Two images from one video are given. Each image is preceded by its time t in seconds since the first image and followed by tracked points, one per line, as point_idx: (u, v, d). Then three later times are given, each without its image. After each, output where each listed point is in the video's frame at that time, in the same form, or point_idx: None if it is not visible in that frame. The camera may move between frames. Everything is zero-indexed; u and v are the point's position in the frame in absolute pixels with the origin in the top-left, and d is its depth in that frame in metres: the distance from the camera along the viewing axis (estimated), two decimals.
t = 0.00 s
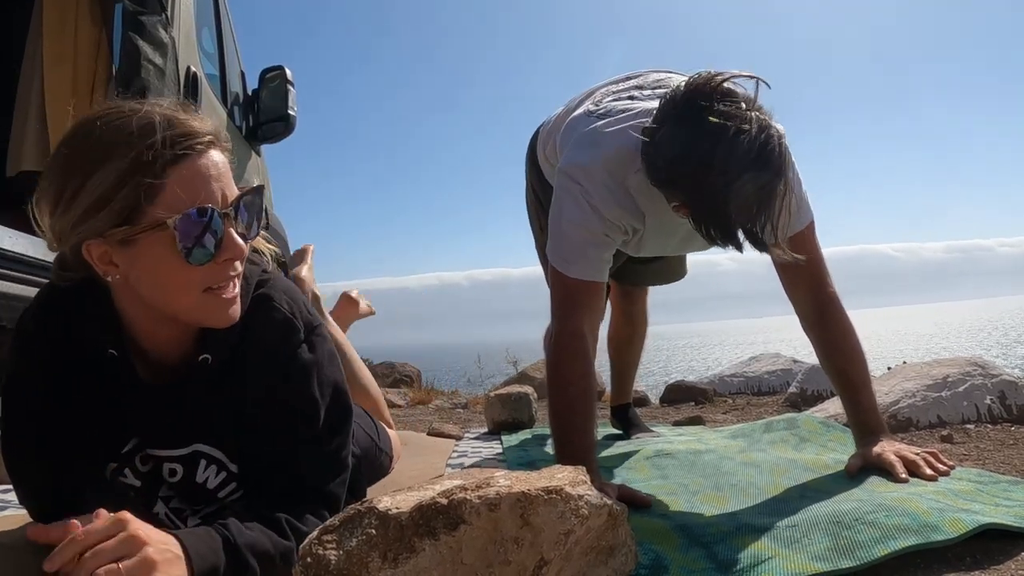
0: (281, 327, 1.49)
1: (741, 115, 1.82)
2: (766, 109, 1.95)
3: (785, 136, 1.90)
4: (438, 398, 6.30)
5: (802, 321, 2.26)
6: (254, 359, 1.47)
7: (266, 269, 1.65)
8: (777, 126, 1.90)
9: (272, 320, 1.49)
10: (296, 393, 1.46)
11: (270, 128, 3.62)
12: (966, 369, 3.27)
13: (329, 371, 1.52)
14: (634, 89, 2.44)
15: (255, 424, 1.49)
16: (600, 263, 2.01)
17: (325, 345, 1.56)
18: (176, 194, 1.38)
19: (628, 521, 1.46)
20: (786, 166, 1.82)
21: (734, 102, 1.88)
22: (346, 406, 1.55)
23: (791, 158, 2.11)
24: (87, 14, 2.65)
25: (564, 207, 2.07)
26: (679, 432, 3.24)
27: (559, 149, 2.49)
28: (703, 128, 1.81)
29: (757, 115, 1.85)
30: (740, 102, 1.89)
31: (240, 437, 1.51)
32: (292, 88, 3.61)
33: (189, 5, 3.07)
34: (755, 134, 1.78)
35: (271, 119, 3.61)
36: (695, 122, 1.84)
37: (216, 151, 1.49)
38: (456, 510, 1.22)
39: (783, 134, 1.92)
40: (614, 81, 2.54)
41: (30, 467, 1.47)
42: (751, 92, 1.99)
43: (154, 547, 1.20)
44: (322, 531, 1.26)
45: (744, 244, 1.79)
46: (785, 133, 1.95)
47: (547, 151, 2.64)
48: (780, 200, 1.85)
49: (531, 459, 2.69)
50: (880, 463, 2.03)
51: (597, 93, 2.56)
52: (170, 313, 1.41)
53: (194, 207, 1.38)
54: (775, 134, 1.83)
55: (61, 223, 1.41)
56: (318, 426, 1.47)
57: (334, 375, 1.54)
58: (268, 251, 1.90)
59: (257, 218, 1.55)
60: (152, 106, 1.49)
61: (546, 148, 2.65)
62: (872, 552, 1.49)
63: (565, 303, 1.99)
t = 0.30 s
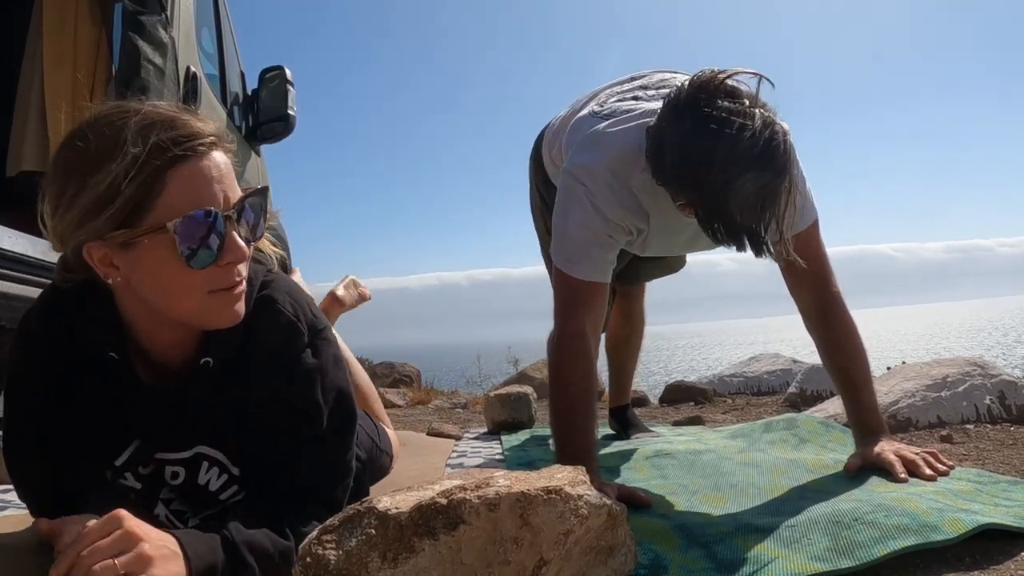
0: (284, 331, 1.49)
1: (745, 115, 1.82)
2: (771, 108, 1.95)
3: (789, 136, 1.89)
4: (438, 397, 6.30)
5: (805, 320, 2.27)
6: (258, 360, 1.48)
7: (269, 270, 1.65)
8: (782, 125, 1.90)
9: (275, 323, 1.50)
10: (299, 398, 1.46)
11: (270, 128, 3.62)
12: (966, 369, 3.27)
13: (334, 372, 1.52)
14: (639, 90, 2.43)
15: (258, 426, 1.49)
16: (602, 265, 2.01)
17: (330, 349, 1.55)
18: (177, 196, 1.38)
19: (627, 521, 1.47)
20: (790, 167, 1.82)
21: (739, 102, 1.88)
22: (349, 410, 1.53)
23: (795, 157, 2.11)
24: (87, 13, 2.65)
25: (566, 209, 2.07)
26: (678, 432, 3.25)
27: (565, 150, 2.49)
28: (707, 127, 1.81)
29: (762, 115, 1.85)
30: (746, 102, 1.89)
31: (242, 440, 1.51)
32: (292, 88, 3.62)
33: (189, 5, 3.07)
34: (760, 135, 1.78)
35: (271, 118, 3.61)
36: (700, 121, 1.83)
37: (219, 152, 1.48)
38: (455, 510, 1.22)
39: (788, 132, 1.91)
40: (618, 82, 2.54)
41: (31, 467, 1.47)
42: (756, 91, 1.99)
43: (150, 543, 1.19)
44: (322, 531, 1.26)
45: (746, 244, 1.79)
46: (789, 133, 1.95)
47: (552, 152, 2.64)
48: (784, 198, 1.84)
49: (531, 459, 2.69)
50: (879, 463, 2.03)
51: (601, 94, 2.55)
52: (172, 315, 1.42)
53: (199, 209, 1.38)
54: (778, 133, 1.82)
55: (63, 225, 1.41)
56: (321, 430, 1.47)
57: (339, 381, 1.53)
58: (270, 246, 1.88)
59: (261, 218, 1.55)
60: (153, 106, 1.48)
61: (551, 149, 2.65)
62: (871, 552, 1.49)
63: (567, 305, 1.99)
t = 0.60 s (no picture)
0: (281, 330, 1.49)
1: (743, 116, 1.82)
2: (769, 109, 1.95)
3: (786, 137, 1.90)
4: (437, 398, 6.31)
5: (805, 320, 2.26)
6: (255, 360, 1.48)
7: (266, 269, 1.65)
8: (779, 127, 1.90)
9: (272, 323, 1.49)
10: (296, 398, 1.46)
11: (270, 128, 3.63)
12: (965, 370, 3.27)
13: (331, 373, 1.52)
14: (638, 91, 2.43)
15: (255, 426, 1.49)
16: (601, 265, 2.01)
17: (327, 348, 1.55)
18: (170, 192, 1.38)
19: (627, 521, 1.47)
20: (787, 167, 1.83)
21: (737, 102, 1.88)
22: (347, 411, 1.53)
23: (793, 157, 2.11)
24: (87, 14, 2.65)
25: (565, 210, 2.07)
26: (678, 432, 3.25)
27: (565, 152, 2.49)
28: (704, 128, 1.81)
29: (759, 115, 1.85)
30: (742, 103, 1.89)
31: (239, 440, 1.51)
32: (292, 88, 3.63)
33: (189, 5, 3.08)
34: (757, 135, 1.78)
35: (270, 118, 3.61)
36: (697, 122, 1.84)
37: (213, 150, 1.48)
38: (455, 510, 1.22)
39: (785, 135, 1.91)
40: (618, 84, 2.54)
41: (29, 466, 1.47)
42: (753, 92, 1.99)
43: (148, 543, 1.19)
44: (321, 531, 1.26)
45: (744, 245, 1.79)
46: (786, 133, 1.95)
47: (552, 154, 2.64)
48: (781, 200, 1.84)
49: (530, 459, 2.69)
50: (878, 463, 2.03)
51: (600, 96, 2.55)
52: (166, 313, 1.41)
53: (194, 205, 1.38)
54: (775, 133, 1.82)
55: (60, 223, 1.41)
56: (318, 431, 1.47)
57: (335, 381, 1.53)
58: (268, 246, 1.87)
59: (256, 217, 1.55)
60: (148, 104, 1.48)
61: (551, 151, 2.65)
62: (871, 552, 1.49)
63: (565, 305, 1.99)
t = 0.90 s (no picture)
0: (278, 331, 1.49)
1: (739, 115, 1.82)
2: (765, 109, 1.96)
3: (782, 136, 1.90)
4: (437, 398, 6.32)
5: (805, 320, 2.26)
6: (253, 360, 1.48)
7: (263, 269, 1.65)
8: (776, 126, 1.90)
9: (269, 323, 1.49)
10: (293, 399, 1.46)
11: (269, 128, 3.62)
12: (964, 370, 3.27)
13: (329, 373, 1.52)
14: (636, 92, 2.43)
15: (253, 427, 1.49)
16: (599, 266, 2.01)
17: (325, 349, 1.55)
18: (163, 191, 1.38)
19: (626, 521, 1.47)
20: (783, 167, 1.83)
21: (733, 102, 1.88)
22: (347, 412, 1.53)
23: (792, 156, 2.11)
24: (86, 13, 2.65)
25: (564, 211, 2.07)
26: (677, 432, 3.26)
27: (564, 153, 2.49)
28: (700, 128, 1.81)
29: (756, 115, 1.85)
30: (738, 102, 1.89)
31: (237, 441, 1.51)
32: (291, 88, 3.63)
33: (189, 4, 3.08)
34: (754, 135, 1.78)
35: (270, 118, 3.61)
36: (693, 122, 1.84)
37: (206, 150, 1.48)
38: (454, 510, 1.21)
39: (781, 134, 1.91)
40: (615, 85, 2.54)
41: (26, 466, 1.46)
42: (748, 91, 1.99)
43: (154, 542, 1.20)
44: (320, 531, 1.26)
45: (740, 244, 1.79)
46: (782, 133, 1.95)
47: (552, 156, 2.64)
48: (778, 198, 1.83)
49: (530, 459, 2.69)
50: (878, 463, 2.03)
51: (598, 97, 2.55)
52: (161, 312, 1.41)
53: (188, 204, 1.38)
54: (771, 133, 1.82)
55: (56, 224, 1.41)
56: (316, 432, 1.47)
57: (333, 381, 1.52)
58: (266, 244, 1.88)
59: (252, 217, 1.55)
60: (141, 104, 1.48)
61: (550, 154, 2.65)
62: (871, 552, 1.49)
63: (564, 304, 1.99)
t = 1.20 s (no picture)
0: (277, 331, 1.49)
1: (739, 114, 1.82)
2: (766, 108, 1.95)
3: (783, 135, 1.89)
4: (437, 398, 6.32)
5: (805, 320, 2.27)
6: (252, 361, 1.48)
7: (264, 270, 1.66)
8: (776, 125, 1.90)
9: (268, 324, 1.50)
10: (292, 399, 1.46)
11: (269, 128, 3.63)
12: (964, 370, 3.27)
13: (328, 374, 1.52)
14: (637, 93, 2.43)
15: (252, 427, 1.49)
16: (598, 266, 2.01)
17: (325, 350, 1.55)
18: (160, 190, 1.38)
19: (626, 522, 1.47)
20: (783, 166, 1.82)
21: (734, 101, 1.88)
22: (345, 412, 1.52)
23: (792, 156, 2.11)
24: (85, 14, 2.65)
25: (563, 212, 2.07)
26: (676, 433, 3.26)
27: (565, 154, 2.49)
28: (700, 127, 1.81)
29: (756, 114, 1.85)
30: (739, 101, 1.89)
31: (236, 440, 1.51)
32: (291, 88, 3.64)
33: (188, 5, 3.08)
34: (754, 134, 1.78)
35: (270, 119, 3.61)
36: (693, 121, 1.84)
37: (205, 149, 1.48)
38: (453, 511, 1.22)
39: (782, 133, 1.91)
40: (616, 86, 2.54)
41: (25, 467, 1.46)
42: (749, 91, 1.99)
43: (151, 540, 1.20)
44: (319, 531, 1.26)
45: (740, 244, 1.79)
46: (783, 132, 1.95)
47: (552, 157, 2.64)
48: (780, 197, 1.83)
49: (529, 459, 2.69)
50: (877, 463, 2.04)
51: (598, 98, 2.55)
52: (158, 312, 1.41)
53: (187, 203, 1.38)
54: (771, 132, 1.82)
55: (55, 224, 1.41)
56: (315, 432, 1.47)
57: (333, 381, 1.51)
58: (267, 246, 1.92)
59: (250, 216, 1.55)
60: (141, 104, 1.48)
61: (551, 155, 2.66)
62: (869, 552, 1.49)
63: (564, 304, 1.99)
